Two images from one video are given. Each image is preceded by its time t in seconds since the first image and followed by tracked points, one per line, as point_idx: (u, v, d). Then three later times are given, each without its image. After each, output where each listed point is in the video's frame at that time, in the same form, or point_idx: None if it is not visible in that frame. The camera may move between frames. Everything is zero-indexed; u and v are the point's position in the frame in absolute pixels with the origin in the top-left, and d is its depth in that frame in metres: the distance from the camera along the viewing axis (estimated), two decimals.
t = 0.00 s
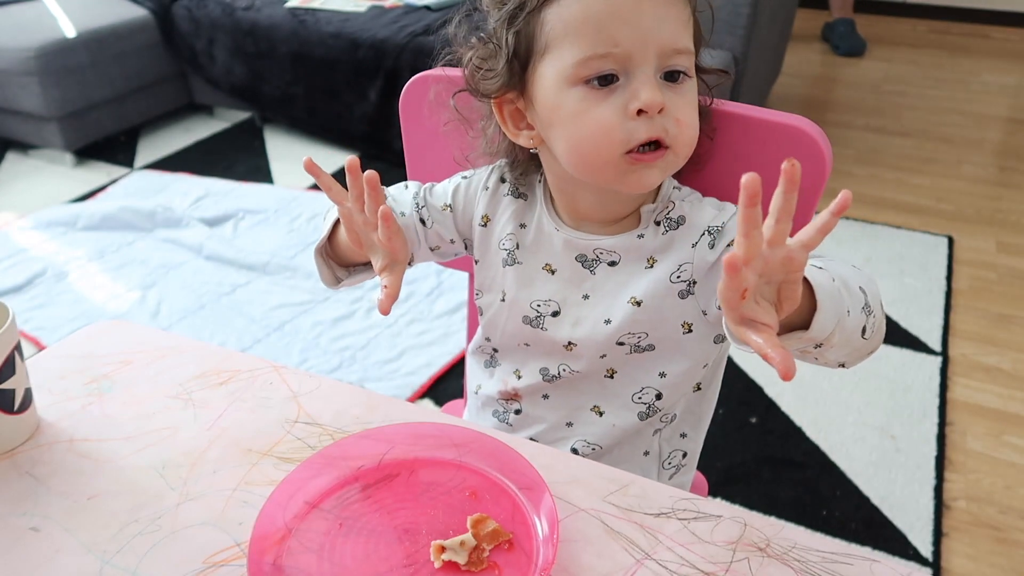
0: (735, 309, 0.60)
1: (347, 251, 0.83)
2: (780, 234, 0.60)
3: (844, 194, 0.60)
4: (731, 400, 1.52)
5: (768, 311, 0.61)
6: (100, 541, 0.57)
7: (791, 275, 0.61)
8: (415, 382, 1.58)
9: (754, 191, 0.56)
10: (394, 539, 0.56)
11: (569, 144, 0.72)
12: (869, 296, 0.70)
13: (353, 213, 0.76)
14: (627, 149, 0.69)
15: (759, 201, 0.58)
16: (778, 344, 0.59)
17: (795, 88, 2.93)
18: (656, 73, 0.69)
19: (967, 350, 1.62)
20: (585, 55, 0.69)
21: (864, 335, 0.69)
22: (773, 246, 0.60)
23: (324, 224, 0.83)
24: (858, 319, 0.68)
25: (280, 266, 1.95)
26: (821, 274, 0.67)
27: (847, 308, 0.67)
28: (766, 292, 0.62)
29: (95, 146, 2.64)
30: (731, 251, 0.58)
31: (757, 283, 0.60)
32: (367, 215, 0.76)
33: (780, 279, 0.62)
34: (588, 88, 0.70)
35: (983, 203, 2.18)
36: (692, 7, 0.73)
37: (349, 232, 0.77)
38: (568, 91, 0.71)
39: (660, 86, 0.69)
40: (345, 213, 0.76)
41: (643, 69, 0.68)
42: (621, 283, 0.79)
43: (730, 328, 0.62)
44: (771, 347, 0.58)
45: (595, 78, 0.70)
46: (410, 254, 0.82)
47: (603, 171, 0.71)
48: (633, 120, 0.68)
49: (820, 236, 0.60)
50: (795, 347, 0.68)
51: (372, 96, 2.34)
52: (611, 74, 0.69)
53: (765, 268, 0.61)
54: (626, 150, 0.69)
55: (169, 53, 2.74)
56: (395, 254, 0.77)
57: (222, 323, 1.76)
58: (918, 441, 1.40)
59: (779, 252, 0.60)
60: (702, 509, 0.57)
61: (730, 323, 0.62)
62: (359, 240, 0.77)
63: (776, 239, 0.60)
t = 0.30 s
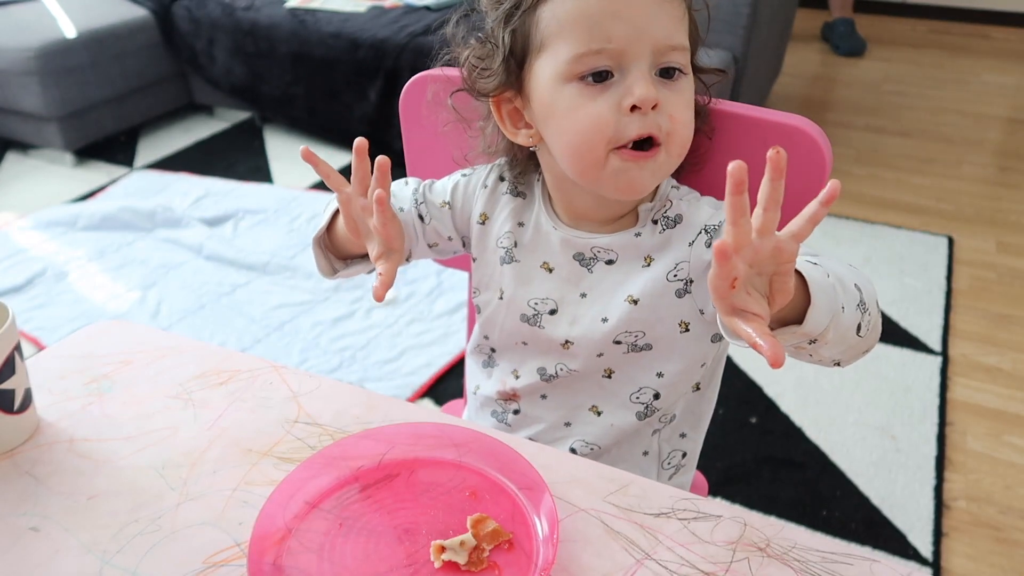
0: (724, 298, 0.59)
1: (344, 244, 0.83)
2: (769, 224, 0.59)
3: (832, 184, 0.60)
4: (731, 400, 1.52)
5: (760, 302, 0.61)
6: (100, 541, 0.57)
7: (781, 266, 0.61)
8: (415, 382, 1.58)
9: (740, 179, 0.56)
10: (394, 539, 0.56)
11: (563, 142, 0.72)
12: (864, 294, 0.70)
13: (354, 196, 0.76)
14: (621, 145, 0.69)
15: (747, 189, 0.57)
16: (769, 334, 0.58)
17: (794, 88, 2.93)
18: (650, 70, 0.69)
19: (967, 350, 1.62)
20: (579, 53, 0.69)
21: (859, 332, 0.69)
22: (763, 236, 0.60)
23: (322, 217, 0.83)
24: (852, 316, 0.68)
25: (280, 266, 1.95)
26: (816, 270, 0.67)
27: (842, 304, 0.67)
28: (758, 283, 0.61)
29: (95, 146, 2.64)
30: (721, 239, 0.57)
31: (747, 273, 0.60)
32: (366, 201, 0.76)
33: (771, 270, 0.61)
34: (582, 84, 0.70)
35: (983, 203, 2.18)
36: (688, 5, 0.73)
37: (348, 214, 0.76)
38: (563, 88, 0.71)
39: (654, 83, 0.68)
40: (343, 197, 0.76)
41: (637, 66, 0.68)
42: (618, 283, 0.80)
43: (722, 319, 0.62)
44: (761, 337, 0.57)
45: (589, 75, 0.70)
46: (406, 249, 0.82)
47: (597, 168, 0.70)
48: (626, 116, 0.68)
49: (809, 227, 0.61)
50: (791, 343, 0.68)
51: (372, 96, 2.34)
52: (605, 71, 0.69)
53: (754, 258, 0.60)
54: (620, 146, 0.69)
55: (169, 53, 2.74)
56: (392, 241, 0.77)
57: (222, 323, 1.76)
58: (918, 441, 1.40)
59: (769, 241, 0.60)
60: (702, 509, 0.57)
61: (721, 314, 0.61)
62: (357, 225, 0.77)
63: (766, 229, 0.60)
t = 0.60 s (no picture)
0: (718, 296, 0.59)
1: (343, 246, 0.83)
2: (760, 221, 0.59)
3: (822, 181, 0.60)
4: (731, 400, 1.52)
5: (754, 300, 0.61)
6: (101, 541, 0.57)
7: (775, 264, 0.61)
8: (415, 382, 1.58)
9: (729, 176, 0.56)
10: (394, 540, 0.56)
11: (559, 142, 0.72)
12: (860, 291, 0.70)
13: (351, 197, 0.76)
14: (618, 144, 0.68)
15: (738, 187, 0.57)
16: (762, 333, 0.58)
17: (795, 88, 2.93)
18: (645, 69, 0.69)
19: (967, 350, 1.62)
20: (573, 53, 0.69)
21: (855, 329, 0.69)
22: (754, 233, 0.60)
23: (320, 220, 0.83)
24: (848, 313, 0.68)
25: (280, 266, 1.95)
26: (813, 268, 0.67)
27: (838, 301, 0.67)
28: (751, 281, 0.61)
29: (94, 146, 2.64)
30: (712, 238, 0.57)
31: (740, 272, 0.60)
32: (364, 202, 0.76)
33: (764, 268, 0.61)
34: (577, 84, 0.70)
35: (983, 203, 2.18)
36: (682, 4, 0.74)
37: (345, 215, 0.77)
38: (558, 88, 0.71)
39: (650, 82, 0.68)
40: (340, 199, 0.76)
41: (632, 65, 0.68)
42: (616, 282, 0.80)
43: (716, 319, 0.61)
44: (754, 335, 0.57)
45: (584, 75, 0.70)
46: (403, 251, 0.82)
47: (594, 167, 0.70)
48: (622, 114, 0.68)
49: (801, 225, 0.61)
50: (787, 341, 0.67)
51: (372, 96, 2.34)
52: (600, 70, 0.69)
53: (747, 256, 0.60)
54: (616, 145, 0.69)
55: (169, 52, 2.74)
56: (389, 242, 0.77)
57: (222, 323, 1.76)
58: (918, 441, 1.40)
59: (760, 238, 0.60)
60: (702, 509, 0.57)
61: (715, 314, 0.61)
62: (354, 226, 0.77)
63: (757, 226, 0.60)
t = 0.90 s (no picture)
0: (718, 301, 0.59)
1: (342, 248, 0.83)
2: (756, 225, 0.59)
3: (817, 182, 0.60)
4: (731, 400, 1.52)
5: (753, 304, 0.61)
6: (100, 541, 0.57)
7: (774, 267, 0.61)
8: (415, 382, 1.58)
9: (725, 183, 0.55)
10: (393, 540, 0.56)
11: (558, 143, 0.72)
12: (859, 293, 0.70)
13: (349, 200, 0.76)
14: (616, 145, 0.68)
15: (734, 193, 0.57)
16: (761, 337, 0.58)
17: (795, 88, 2.93)
18: (641, 69, 0.69)
19: (967, 350, 1.62)
20: (569, 54, 0.69)
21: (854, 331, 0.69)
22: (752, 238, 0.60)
23: (320, 222, 0.83)
24: (848, 316, 0.68)
25: (280, 266, 1.95)
26: (812, 271, 0.67)
27: (838, 304, 0.67)
28: (750, 285, 0.61)
29: (94, 146, 2.64)
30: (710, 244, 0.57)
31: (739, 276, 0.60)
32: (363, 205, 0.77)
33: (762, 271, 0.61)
34: (574, 86, 0.70)
35: (983, 203, 2.18)
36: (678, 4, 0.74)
37: (344, 217, 0.77)
38: (555, 90, 0.71)
39: (646, 82, 0.68)
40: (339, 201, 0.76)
41: (628, 65, 0.68)
42: (616, 282, 0.80)
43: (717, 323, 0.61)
44: (752, 340, 0.57)
45: (581, 76, 0.70)
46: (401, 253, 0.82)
47: (593, 168, 0.70)
48: (619, 114, 0.68)
49: (798, 227, 0.61)
50: (787, 344, 0.67)
51: (372, 96, 2.34)
52: (597, 71, 0.69)
53: (745, 260, 0.60)
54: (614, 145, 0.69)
55: (169, 53, 2.74)
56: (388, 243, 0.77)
57: (222, 323, 1.76)
58: (918, 441, 1.40)
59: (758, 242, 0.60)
60: (702, 509, 0.57)
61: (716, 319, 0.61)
62: (353, 228, 0.77)
63: (754, 230, 0.59)
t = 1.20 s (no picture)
0: (714, 315, 0.59)
1: (342, 252, 0.83)
2: (750, 238, 0.59)
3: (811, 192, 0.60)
4: (731, 400, 1.53)
5: (749, 316, 0.61)
6: (101, 541, 0.57)
7: (769, 278, 0.60)
8: (415, 382, 1.58)
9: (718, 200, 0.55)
10: (393, 540, 0.56)
11: (555, 145, 0.72)
12: (857, 299, 0.70)
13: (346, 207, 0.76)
14: (613, 145, 0.69)
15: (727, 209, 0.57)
16: (756, 350, 0.57)
17: (795, 89, 2.93)
18: (639, 70, 0.69)
19: (967, 350, 1.62)
20: (566, 55, 0.69)
21: (851, 337, 0.69)
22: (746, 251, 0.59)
23: (319, 225, 0.83)
24: (845, 323, 0.68)
25: (280, 266, 1.95)
26: (809, 278, 0.67)
27: (835, 311, 0.67)
28: (746, 297, 0.61)
29: (94, 146, 2.64)
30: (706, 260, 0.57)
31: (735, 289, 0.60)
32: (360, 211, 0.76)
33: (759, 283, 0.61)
34: (571, 87, 0.70)
35: (983, 203, 2.18)
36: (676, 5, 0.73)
37: (341, 225, 0.76)
38: (552, 91, 0.71)
39: (644, 82, 0.68)
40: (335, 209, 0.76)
41: (626, 65, 0.68)
42: (615, 283, 0.79)
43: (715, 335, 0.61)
44: (748, 352, 0.57)
45: (578, 77, 0.70)
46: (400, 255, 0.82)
47: (590, 168, 0.70)
48: (616, 115, 0.68)
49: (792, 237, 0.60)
50: (784, 352, 0.67)
51: (372, 96, 2.34)
52: (594, 72, 0.69)
53: (741, 273, 0.60)
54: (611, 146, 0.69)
55: (169, 53, 2.74)
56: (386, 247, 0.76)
57: (222, 323, 1.76)
58: (918, 441, 1.40)
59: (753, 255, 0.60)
60: (702, 509, 0.57)
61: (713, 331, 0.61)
62: (351, 234, 0.77)
63: (748, 243, 0.59)
